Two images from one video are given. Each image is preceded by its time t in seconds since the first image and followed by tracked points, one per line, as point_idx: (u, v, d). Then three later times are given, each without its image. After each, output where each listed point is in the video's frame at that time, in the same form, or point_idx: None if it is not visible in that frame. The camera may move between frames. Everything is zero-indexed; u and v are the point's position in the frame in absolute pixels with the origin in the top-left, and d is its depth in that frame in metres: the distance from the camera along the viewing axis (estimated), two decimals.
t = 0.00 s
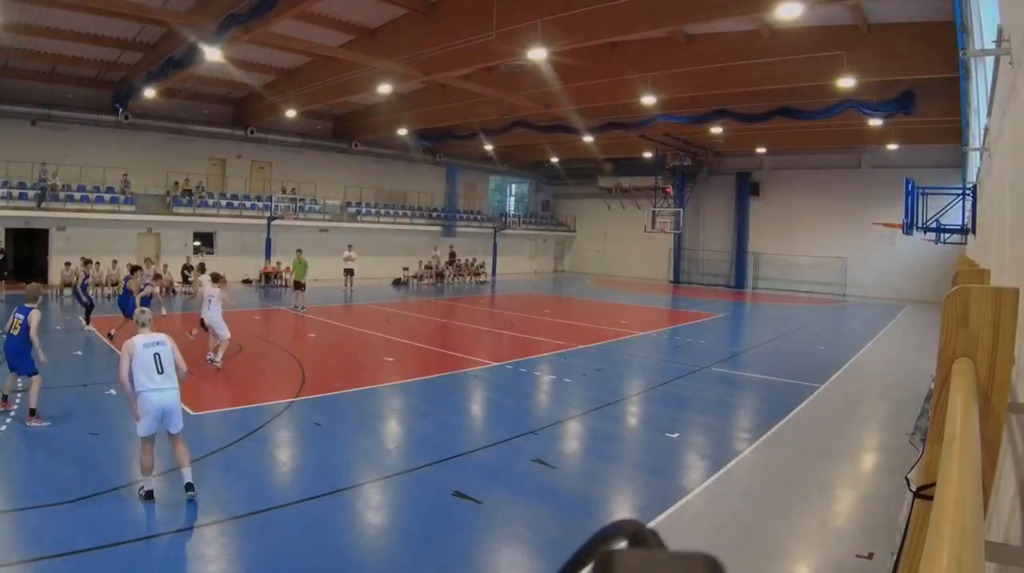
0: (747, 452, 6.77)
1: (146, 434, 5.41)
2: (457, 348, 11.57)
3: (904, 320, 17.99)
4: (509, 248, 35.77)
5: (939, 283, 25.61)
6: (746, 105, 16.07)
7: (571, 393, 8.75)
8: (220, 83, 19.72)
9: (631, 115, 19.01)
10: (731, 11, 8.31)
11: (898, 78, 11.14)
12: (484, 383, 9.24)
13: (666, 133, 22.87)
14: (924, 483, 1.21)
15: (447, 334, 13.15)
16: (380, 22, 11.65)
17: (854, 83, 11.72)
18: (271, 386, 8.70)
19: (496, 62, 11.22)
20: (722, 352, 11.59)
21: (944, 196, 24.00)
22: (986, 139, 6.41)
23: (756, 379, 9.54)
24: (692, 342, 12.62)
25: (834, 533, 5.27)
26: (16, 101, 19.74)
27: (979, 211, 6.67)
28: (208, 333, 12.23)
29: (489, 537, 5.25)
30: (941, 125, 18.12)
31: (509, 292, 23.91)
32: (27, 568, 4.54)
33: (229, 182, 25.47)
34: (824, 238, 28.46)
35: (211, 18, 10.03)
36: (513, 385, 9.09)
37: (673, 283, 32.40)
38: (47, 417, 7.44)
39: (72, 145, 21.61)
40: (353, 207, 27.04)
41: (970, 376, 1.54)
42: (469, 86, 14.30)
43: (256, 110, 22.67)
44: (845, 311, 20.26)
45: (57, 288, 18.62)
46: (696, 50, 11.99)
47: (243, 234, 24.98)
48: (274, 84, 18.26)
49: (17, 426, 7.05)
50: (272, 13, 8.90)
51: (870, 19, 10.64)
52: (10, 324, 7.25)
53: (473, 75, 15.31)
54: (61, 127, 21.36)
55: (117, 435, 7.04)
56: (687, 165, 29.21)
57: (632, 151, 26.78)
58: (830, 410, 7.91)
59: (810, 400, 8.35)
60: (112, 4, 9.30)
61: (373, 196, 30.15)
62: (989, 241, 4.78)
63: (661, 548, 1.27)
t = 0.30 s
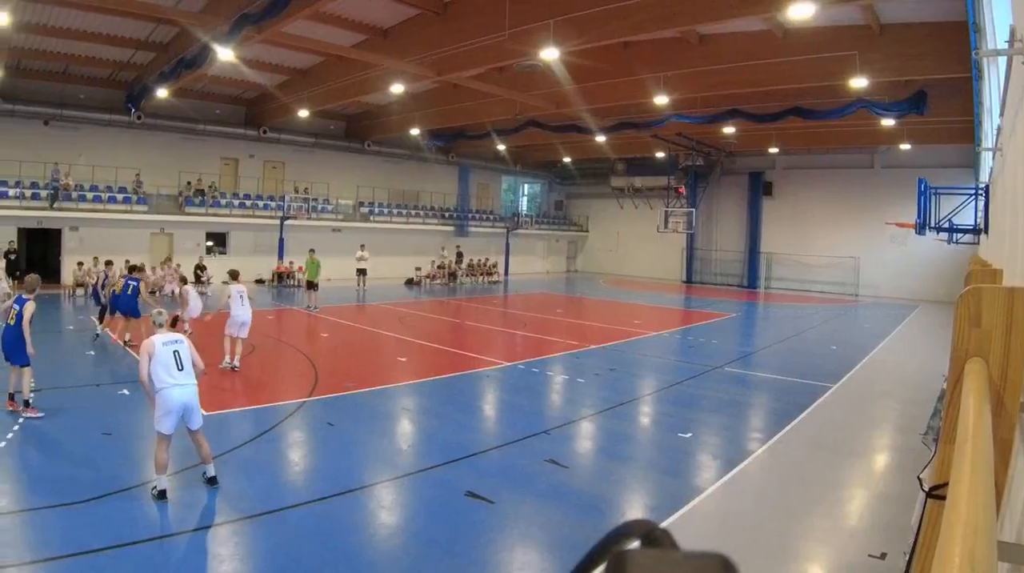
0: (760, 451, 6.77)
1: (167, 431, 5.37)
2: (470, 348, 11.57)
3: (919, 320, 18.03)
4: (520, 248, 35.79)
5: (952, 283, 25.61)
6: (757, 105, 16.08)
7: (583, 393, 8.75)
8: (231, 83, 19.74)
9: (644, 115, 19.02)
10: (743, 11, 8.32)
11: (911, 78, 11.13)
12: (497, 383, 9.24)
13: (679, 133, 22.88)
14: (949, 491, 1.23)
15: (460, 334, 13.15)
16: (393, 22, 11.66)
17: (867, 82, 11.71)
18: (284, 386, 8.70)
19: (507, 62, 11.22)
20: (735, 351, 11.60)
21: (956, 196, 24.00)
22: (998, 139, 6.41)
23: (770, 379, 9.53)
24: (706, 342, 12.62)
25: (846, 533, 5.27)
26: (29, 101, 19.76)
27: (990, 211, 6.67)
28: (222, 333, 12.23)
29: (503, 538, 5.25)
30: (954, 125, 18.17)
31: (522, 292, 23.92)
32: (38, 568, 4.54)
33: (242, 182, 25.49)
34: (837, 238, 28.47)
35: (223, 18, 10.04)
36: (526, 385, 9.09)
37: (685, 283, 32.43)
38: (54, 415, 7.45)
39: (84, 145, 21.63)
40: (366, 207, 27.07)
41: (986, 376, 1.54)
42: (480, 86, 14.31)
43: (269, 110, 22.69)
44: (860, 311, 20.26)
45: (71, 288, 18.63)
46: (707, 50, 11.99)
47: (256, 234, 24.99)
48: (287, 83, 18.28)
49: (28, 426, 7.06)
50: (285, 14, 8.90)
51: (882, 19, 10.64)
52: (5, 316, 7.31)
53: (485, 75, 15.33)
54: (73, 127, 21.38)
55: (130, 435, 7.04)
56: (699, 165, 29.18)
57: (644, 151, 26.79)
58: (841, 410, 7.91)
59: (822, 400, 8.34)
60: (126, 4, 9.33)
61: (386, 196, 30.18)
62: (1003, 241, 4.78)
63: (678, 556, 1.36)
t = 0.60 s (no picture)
0: (773, 451, 6.77)
1: (188, 428, 5.39)
2: (483, 348, 11.58)
3: (934, 319, 18.03)
4: (532, 248, 35.82)
5: (964, 283, 25.62)
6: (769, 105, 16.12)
7: (596, 393, 8.75)
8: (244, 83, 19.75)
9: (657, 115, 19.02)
10: (756, 11, 8.32)
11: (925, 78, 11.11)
12: (510, 383, 9.24)
13: (692, 133, 22.87)
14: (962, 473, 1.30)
15: (473, 334, 13.15)
16: (406, 21, 11.66)
17: (880, 82, 11.69)
18: (298, 386, 8.70)
19: (519, 61, 11.22)
20: (747, 351, 11.61)
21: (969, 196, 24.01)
22: (1011, 138, 6.39)
23: (782, 379, 9.53)
24: (719, 342, 12.63)
25: (859, 533, 5.27)
26: (42, 101, 19.77)
27: (1003, 211, 6.66)
28: (236, 334, 12.24)
29: (516, 538, 5.25)
30: (968, 125, 18.13)
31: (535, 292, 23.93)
32: (50, 568, 4.54)
33: (255, 182, 25.51)
34: (849, 238, 28.48)
35: (235, 18, 10.03)
36: (539, 385, 9.09)
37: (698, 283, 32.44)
38: (66, 415, 7.46)
39: (97, 146, 21.64)
40: (378, 207, 27.13)
41: (996, 375, 1.58)
42: (493, 86, 14.33)
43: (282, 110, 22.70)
44: (871, 311, 20.29)
45: (84, 288, 18.64)
46: (720, 50, 11.99)
47: (268, 234, 25.01)
48: (300, 83, 18.28)
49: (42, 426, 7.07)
50: (297, 14, 8.88)
51: (894, 19, 10.65)
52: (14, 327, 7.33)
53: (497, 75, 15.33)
54: (86, 127, 21.38)
55: (144, 435, 7.04)
56: (712, 165, 29.18)
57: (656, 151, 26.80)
58: (853, 410, 7.91)
59: (834, 400, 8.34)
60: (139, 5, 9.34)
61: (399, 196, 30.20)
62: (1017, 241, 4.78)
63: (686, 549, 1.39)
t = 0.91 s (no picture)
0: (785, 452, 6.77)
1: (191, 430, 5.40)
2: (495, 348, 11.58)
3: (948, 319, 18.07)
4: (545, 248, 35.84)
5: (977, 283, 25.63)
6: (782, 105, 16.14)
7: (608, 393, 8.75)
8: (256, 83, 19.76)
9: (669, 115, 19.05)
10: (769, 11, 8.33)
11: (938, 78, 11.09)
12: (522, 382, 9.24)
13: (704, 133, 22.88)
14: (980, 470, 1.32)
15: (486, 333, 13.15)
16: (419, 21, 11.68)
17: (892, 82, 11.69)
18: (310, 386, 8.70)
19: (531, 61, 11.22)
20: (759, 351, 11.61)
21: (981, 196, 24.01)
22: None
23: (796, 378, 9.53)
24: (731, 342, 12.62)
25: (872, 533, 5.27)
26: (54, 101, 19.77)
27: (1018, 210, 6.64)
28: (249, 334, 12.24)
29: (528, 538, 5.25)
30: (981, 125, 18.14)
31: (547, 292, 23.95)
32: (62, 568, 4.53)
33: (267, 182, 25.52)
34: (862, 238, 28.50)
35: (248, 18, 10.05)
36: (551, 385, 9.09)
37: (710, 283, 32.47)
38: (78, 415, 7.47)
39: (110, 146, 21.65)
40: (391, 207, 27.17)
41: (1005, 375, 1.68)
42: (506, 85, 14.35)
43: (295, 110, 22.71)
44: (884, 311, 20.31)
45: (96, 288, 18.64)
46: (733, 51, 12.01)
47: (281, 234, 25.02)
48: (312, 83, 18.29)
49: (55, 426, 7.07)
50: (311, 13, 8.89)
51: (906, 19, 10.66)
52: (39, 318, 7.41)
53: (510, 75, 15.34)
54: (99, 127, 21.37)
55: (155, 435, 7.02)
56: (724, 166, 29.18)
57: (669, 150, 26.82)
58: (865, 410, 7.91)
59: (847, 400, 8.34)
60: (153, 6, 9.36)
61: (411, 196, 30.22)
62: None
63: (701, 548, 1.45)
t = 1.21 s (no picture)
0: (798, 452, 6.77)
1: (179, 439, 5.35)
2: (507, 349, 11.57)
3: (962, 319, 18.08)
4: (557, 248, 35.85)
5: (989, 283, 25.62)
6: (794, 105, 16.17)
7: (621, 393, 8.75)
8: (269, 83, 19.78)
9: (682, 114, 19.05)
10: (782, 11, 8.33)
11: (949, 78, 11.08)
12: (535, 383, 9.24)
13: (717, 133, 22.88)
14: (992, 481, 1.28)
15: (498, 334, 13.16)
16: (432, 21, 11.70)
17: (905, 82, 11.68)
18: (321, 386, 8.70)
19: (544, 61, 11.22)
20: (772, 351, 11.60)
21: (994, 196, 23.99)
22: None
23: (808, 379, 9.53)
24: (744, 342, 12.63)
25: (884, 533, 5.26)
26: (67, 101, 19.77)
27: None
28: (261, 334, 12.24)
29: (540, 537, 5.25)
30: (995, 125, 18.13)
31: (560, 292, 23.96)
32: (72, 568, 4.53)
33: (280, 182, 25.53)
34: (874, 238, 28.51)
35: (261, 18, 10.06)
36: (564, 385, 9.09)
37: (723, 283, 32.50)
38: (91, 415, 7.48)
39: (124, 146, 21.66)
40: (404, 207, 27.18)
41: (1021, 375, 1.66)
42: (520, 86, 14.41)
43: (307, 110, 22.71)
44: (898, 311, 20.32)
45: (108, 288, 18.64)
46: (746, 51, 12.04)
47: (294, 234, 25.03)
48: (325, 83, 18.31)
49: (68, 425, 7.09)
50: (323, 14, 8.89)
51: (919, 19, 10.66)
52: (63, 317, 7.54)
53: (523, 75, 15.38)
54: (112, 127, 21.37)
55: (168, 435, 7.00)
56: (736, 166, 29.18)
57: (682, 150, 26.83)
58: (878, 410, 7.91)
59: (859, 400, 8.34)
60: (167, 6, 9.38)
61: (424, 196, 30.23)
62: None
63: (715, 552, 1.56)
